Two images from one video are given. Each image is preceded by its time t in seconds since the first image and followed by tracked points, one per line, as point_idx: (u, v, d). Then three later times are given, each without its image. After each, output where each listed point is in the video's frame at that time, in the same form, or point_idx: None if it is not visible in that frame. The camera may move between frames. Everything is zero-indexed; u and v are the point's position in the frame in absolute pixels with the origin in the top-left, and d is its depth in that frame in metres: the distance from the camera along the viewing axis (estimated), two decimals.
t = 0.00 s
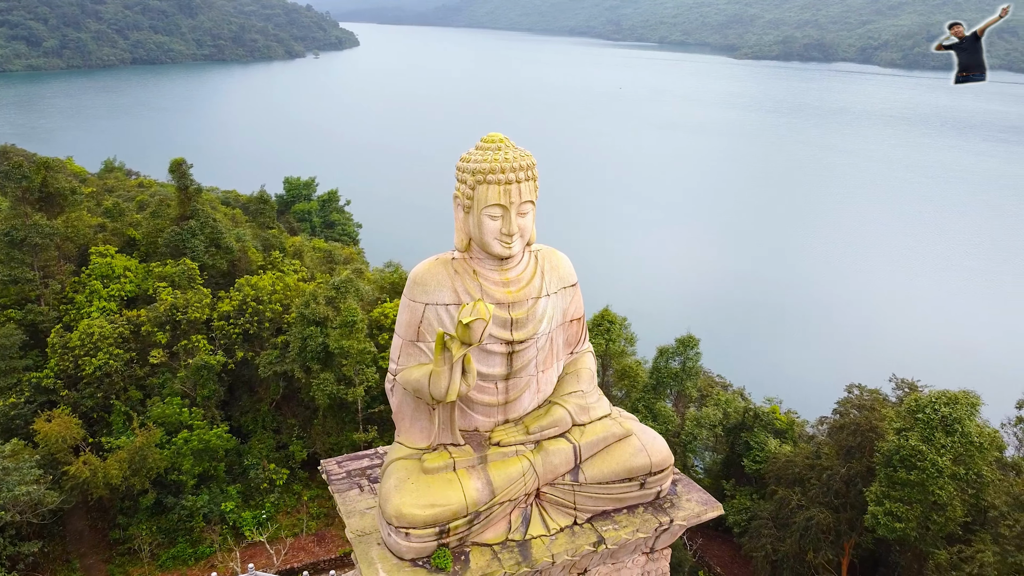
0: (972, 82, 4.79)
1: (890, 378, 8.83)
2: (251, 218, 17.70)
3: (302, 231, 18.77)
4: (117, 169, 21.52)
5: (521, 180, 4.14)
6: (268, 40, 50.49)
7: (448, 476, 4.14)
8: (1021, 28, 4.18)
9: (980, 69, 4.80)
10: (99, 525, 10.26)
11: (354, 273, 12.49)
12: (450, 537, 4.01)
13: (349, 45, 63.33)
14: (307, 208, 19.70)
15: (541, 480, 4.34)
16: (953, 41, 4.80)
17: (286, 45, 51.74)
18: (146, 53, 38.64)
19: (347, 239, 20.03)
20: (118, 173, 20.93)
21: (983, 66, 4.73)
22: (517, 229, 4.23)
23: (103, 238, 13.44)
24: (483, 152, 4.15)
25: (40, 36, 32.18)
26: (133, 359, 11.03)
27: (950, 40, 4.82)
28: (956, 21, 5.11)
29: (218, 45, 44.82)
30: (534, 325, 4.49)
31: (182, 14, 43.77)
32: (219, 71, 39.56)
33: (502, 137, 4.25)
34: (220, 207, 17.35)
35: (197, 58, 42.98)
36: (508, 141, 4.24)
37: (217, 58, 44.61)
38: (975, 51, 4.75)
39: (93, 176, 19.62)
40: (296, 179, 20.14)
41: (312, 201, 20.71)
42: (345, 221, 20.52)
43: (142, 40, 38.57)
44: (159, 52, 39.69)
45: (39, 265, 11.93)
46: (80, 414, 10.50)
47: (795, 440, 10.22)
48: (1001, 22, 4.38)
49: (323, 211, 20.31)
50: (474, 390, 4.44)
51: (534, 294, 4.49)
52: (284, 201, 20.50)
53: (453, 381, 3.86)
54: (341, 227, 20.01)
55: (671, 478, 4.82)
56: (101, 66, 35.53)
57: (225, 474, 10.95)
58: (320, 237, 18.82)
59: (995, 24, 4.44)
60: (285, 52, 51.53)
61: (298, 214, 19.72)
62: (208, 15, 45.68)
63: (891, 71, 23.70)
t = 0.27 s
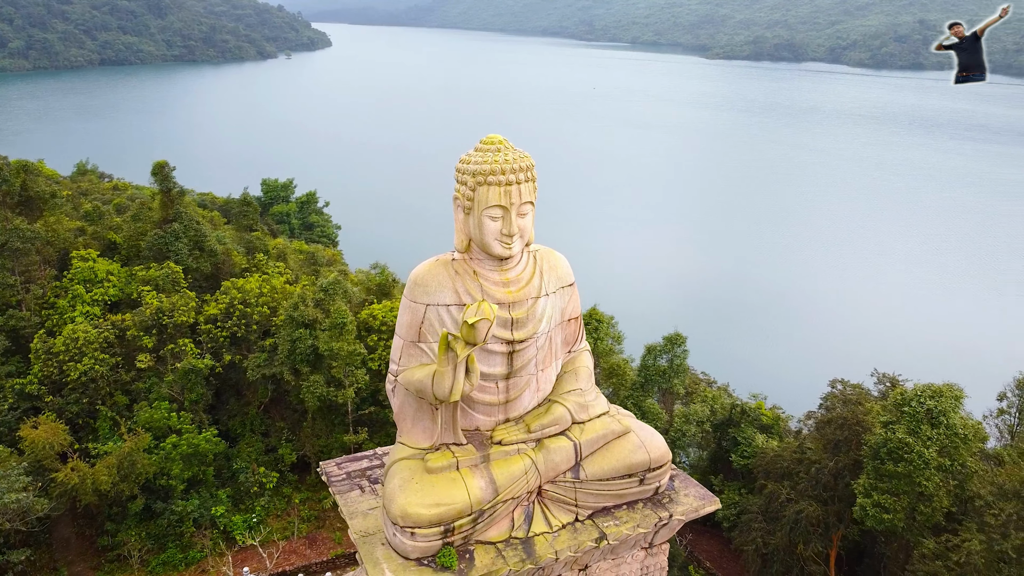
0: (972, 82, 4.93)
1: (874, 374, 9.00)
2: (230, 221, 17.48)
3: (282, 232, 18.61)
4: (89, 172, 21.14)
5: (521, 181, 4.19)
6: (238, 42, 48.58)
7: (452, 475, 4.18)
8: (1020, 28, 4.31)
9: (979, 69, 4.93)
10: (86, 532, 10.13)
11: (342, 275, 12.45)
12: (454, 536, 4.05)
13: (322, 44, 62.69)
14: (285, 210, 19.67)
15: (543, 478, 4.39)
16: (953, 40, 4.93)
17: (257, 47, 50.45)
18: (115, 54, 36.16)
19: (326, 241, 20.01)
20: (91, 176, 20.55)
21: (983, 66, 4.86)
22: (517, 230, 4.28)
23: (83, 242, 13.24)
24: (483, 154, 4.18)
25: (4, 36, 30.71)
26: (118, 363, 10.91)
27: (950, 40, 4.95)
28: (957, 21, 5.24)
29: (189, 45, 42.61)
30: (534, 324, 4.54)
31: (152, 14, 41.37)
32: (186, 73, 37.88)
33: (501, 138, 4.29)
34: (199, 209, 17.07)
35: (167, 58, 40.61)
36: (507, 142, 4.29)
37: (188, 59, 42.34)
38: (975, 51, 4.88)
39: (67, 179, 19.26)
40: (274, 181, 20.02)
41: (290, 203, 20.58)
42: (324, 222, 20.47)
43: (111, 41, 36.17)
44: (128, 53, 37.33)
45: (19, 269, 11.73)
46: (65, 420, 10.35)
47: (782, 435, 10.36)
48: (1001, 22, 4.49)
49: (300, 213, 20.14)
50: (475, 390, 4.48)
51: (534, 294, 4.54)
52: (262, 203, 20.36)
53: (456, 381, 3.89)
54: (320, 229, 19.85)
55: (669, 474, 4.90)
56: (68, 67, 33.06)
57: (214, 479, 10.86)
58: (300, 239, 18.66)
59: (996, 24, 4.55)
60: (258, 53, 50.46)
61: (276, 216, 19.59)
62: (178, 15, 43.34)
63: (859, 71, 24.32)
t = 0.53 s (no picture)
0: (972, 82, 5.07)
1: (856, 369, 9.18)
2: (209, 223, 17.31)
3: (260, 233, 18.43)
4: (60, 175, 20.73)
5: (521, 183, 4.23)
6: (209, 41, 46.20)
7: (455, 475, 4.21)
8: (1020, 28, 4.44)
9: (980, 69, 5.07)
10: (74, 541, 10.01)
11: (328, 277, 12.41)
12: (459, 535, 4.09)
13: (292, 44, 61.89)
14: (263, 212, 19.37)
15: (545, 476, 4.44)
16: (953, 40, 5.05)
17: (227, 48, 48.24)
18: (82, 56, 34.18)
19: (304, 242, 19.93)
20: (64, 180, 20.16)
21: (983, 66, 5.00)
22: (517, 231, 4.33)
23: (62, 247, 13.04)
24: (483, 156, 4.22)
25: None
26: (103, 369, 10.78)
27: (950, 40, 5.08)
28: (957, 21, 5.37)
29: (158, 48, 40.35)
30: (533, 324, 4.59)
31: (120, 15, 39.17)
32: (151, 74, 36.13)
33: (500, 141, 4.33)
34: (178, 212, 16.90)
35: (136, 60, 38.24)
36: (506, 145, 4.32)
37: (157, 61, 40.11)
38: (975, 51, 5.01)
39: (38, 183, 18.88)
40: (251, 183, 19.89)
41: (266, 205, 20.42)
42: (301, 224, 20.36)
43: (77, 42, 34.14)
44: (95, 55, 35.17)
45: None
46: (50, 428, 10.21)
47: (769, 430, 10.52)
48: (1001, 22, 4.61)
49: (278, 216, 19.98)
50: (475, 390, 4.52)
51: (533, 294, 4.60)
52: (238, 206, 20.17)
53: (460, 382, 3.93)
54: (298, 231, 19.72)
55: (667, 470, 4.97)
56: (32, 71, 31.12)
57: (202, 484, 10.76)
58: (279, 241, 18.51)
59: (995, 23, 4.65)
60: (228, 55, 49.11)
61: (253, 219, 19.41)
62: (147, 15, 41.25)
63: (829, 71, 24.86)
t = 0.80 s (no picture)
0: (973, 82, 5.24)
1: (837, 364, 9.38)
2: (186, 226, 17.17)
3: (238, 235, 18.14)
4: (30, 178, 20.33)
5: (520, 185, 4.29)
6: (177, 42, 44.11)
7: (459, 474, 4.26)
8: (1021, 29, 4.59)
9: (979, 69, 5.24)
10: (60, 550, 9.86)
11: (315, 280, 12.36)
12: (464, 534, 4.14)
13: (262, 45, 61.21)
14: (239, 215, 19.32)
15: (546, 474, 4.50)
16: (953, 40, 5.19)
17: (196, 49, 46.15)
18: (47, 57, 32.60)
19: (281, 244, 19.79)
20: (36, 183, 19.79)
21: (984, 66, 5.17)
22: (517, 233, 4.38)
23: (40, 252, 12.85)
24: (482, 158, 4.27)
25: None
26: (88, 375, 10.66)
27: (950, 40, 5.22)
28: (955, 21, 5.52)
29: (125, 48, 38.21)
30: (533, 325, 4.65)
31: (84, 15, 37.13)
32: (118, 75, 35.10)
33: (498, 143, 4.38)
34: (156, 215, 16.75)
35: (103, 62, 36.16)
36: (505, 147, 4.37)
37: (124, 61, 37.90)
38: (975, 51, 5.16)
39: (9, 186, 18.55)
40: (227, 185, 19.74)
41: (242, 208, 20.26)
42: (278, 227, 20.24)
43: (41, 43, 32.64)
44: (60, 55, 33.34)
45: None
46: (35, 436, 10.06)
47: (754, 426, 10.67)
48: (1002, 22, 4.75)
49: (255, 218, 19.93)
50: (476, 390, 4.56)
51: (532, 294, 4.65)
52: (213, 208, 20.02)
53: (464, 382, 3.97)
54: (275, 234, 19.63)
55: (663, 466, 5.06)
56: None
57: (191, 489, 10.67)
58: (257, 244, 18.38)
59: (995, 23, 4.80)
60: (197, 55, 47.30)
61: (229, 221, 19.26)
62: (113, 15, 39.19)
63: (797, 71, 25.35)
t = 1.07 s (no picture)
0: (975, 82, 5.47)
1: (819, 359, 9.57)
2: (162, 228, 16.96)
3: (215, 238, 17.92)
4: None
5: (519, 186, 4.35)
6: (144, 42, 42.83)
7: (462, 473, 4.31)
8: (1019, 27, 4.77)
9: (980, 69, 5.47)
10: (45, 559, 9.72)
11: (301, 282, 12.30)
12: (468, 532, 4.19)
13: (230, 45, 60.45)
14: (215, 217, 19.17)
15: (547, 472, 4.57)
16: (953, 40, 5.36)
17: (163, 49, 44.85)
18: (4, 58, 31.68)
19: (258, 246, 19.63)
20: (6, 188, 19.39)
21: (984, 66, 5.39)
22: (516, 233, 4.44)
23: (17, 257, 12.62)
24: (482, 160, 4.32)
25: None
26: (72, 381, 10.52)
27: (950, 39, 5.39)
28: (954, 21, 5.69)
29: (91, 49, 36.74)
30: (531, 324, 4.71)
31: (47, 16, 35.66)
32: (87, 75, 34.39)
33: (496, 145, 4.44)
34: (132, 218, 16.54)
35: (68, 63, 34.88)
36: (503, 149, 4.43)
37: (89, 63, 36.41)
38: (974, 50, 5.35)
39: None
40: (202, 187, 19.53)
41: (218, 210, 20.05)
42: (254, 229, 20.08)
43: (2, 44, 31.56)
44: (20, 57, 32.49)
45: None
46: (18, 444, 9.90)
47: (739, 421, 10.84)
48: (1000, 21, 4.93)
49: (231, 220, 19.73)
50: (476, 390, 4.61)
51: (530, 294, 4.72)
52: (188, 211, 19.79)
53: (467, 382, 4.02)
54: (252, 236, 19.46)
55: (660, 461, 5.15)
56: None
57: (179, 494, 10.56)
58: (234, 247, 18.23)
59: (996, 23, 4.98)
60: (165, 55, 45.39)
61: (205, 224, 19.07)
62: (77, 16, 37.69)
63: (766, 70, 25.77)
